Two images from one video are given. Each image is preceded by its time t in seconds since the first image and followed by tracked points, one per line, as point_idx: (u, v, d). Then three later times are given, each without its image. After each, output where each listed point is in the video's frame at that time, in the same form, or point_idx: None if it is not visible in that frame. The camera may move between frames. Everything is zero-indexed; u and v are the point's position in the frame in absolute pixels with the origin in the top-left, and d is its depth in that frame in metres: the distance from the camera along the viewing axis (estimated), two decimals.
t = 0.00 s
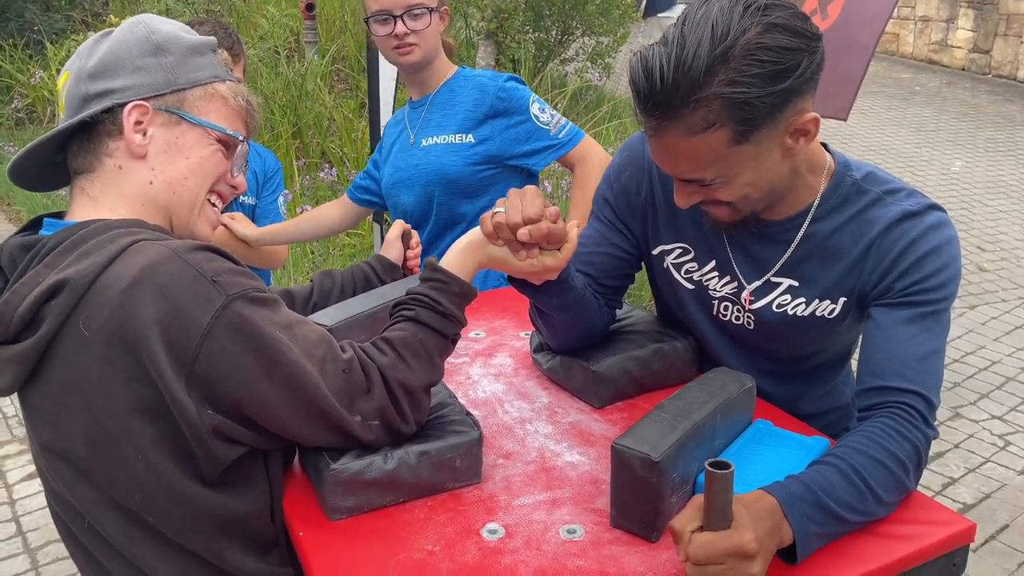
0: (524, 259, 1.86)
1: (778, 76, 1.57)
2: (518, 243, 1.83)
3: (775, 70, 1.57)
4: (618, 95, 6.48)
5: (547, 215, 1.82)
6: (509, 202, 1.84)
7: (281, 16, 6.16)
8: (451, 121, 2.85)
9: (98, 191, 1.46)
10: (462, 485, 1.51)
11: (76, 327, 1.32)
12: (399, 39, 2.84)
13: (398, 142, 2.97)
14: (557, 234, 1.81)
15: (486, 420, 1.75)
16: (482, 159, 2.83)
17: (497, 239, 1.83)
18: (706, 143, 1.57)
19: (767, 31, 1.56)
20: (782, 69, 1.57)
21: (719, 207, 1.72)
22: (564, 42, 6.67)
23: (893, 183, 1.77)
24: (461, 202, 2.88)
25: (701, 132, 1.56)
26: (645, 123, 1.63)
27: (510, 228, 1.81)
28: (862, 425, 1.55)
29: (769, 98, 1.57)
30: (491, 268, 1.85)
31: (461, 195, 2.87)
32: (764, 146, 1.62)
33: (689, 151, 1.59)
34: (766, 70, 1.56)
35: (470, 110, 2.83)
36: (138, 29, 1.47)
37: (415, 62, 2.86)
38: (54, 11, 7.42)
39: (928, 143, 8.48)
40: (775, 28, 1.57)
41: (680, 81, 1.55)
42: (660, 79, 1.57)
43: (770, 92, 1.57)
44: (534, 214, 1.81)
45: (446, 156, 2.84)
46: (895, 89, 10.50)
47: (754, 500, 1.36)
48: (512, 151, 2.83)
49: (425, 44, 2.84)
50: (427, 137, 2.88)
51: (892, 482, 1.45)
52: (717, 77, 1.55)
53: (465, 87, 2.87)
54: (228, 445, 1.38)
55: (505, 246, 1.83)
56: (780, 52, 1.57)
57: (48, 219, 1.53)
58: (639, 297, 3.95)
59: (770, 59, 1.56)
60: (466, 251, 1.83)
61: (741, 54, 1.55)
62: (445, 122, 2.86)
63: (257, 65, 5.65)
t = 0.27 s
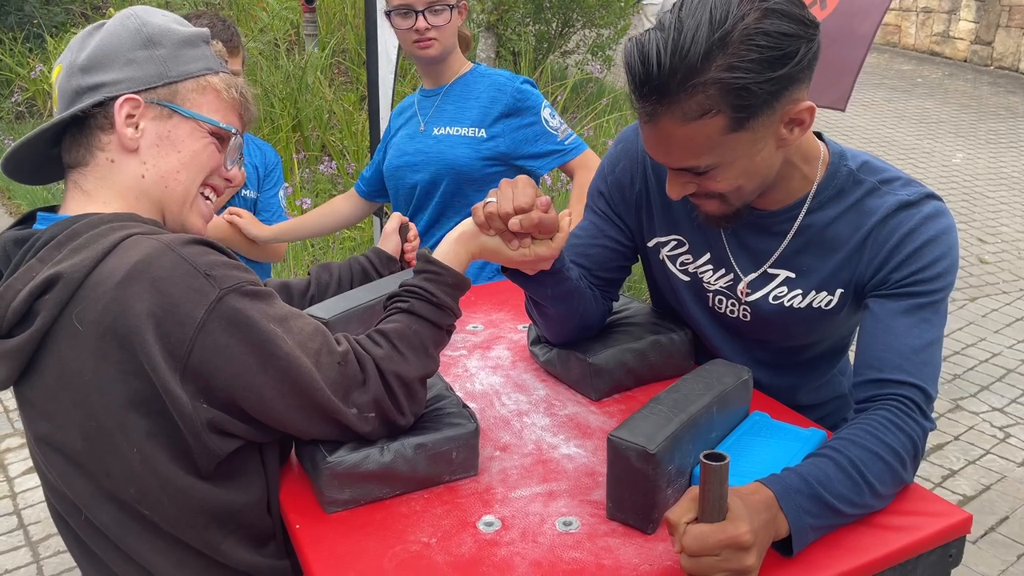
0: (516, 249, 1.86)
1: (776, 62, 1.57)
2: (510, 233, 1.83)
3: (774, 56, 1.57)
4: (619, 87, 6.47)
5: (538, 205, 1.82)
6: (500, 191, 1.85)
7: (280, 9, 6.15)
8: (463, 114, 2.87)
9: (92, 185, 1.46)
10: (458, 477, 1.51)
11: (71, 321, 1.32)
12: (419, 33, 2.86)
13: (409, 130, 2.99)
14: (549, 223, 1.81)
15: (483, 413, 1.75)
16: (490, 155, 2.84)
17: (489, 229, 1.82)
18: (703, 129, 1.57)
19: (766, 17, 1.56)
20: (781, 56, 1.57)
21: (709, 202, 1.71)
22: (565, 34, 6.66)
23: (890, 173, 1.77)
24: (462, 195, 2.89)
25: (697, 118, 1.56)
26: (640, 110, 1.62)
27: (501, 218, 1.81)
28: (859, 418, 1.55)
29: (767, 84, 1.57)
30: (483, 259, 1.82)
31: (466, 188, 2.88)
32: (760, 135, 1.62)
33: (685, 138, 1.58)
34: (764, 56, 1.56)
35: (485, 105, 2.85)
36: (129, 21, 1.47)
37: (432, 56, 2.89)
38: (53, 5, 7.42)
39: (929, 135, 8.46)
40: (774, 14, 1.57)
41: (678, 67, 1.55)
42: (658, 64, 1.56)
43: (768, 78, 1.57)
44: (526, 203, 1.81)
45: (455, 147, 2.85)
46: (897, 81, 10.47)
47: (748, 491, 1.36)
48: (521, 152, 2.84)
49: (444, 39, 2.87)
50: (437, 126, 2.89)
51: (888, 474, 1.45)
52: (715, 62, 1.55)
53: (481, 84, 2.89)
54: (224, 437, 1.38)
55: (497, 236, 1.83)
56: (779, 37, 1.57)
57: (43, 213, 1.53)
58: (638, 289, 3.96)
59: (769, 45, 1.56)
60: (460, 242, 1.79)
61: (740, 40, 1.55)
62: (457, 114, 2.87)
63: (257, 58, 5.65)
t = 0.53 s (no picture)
0: (510, 239, 1.84)
1: (783, 49, 1.58)
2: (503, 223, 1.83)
3: (781, 42, 1.57)
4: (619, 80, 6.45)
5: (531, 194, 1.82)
6: (493, 181, 1.85)
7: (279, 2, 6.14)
8: (467, 104, 2.89)
9: (87, 178, 1.46)
10: (457, 470, 1.51)
11: (67, 315, 1.32)
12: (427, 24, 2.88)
13: (412, 119, 3.01)
14: (541, 212, 1.80)
15: (482, 406, 1.75)
16: (489, 146, 2.87)
17: (482, 219, 1.82)
18: (705, 112, 1.57)
19: (777, 2, 1.56)
20: (789, 43, 1.58)
21: (705, 191, 1.71)
22: (565, 27, 6.64)
23: (889, 165, 1.76)
24: (462, 185, 2.91)
25: (701, 101, 1.56)
26: (642, 91, 1.62)
27: (494, 207, 1.81)
28: (859, 411, 1.55)
29: (773, 70, 1.57)
30: (478, 250, 1.83)
31: (464, 178, 2.90)
32: (760, 124, 1.62)
33: (686, 121, 1.58)
34: (772, 41, 1.56)
35: (488, 97, 2.88)
36: (121, 13, 1.46)
37: (439, 47, 2.91)
38: None
39: (931, 127, 8.45)
40: None
41: (684, 47, 1.55)
42: (664, 44, 1.56)
43: (774, 64, 1.57)
44: (517, 193, 1.80)
45: (456, 137, 2.87)
46: (899, 74, 10.45)
47: (747, 485, 1.36)
48: (521, 146, 2.87)
49: (452, 30, 2.90)
50: (441, 116, 2.92)
51: (887, 468, 1.44)
52: (722, 45, 1.55)
53: (485, 76, 2.92)
54: (222, 431, 1.38)
55: (490, 226, 1.83)
56: (788, 24, 1.57)
57: (39, 206, 1.53)
58: (638, 282, 3.96)
59: (778, 30, 1.56)
60: (454, 234, 1.80)
61: (750, 23, 1.55)
62: (461, 104, 2.90)
63: (256, 52, 5.64)
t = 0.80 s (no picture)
0: (506, 231, 1.84)
1: (786, 40, 1.59)
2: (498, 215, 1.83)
3: (783, 33, 1.59)
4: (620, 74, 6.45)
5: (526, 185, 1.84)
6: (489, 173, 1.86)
7: None
8: (471, 101, 2.95)
9: (87, 173, 1.47)
10: (457, 464, 1.52)
11: (68, 310, 1.32)
12: (429, 25, 2.96)
13: (417, 116, 3.07)
14: (535, 203, 1.81)
15: (482, 400, 1.76)
16: (494, 141, 2.92)
17: (477, 211, 1.83)
18: (706, 100, 1.57)
19: None
20: (791, 34, 1.59)
21: (705, 180, 1.70)
22: (566, 21, 6.64)
23: (888, 159, 1.76)
24: (466, 180, 2.96)
25: (703, 90, 1.57)
26: (643, 79, 1.62)
27: (489, 199, 1.82)
28: (858, 405, 1.55)
29: (774, 61, 1.58)
30: (474, 242, 1.83)
31: (470, 173, 2.95)
32: (760, 116, 1.63)
33: (687, 109, 1.58)
34: (775, 31, 1.58)
35: (492, 94, 2.93)
36: (117, 6, 1.46)
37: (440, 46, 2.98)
38: None
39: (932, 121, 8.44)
40: None
41: (687, 35, 1.56)
42: (667, 31, 1.57)
43: (776, 55, 1.58)
44: (512, 183, 1.82)
45: (461, 133, 2.93)
46: (900, 68, 10.43)
47: (746, 478, 1.37)
48: (524, 142, 2.92)
49: (453, 30, 2.97)
50: (446, 112, 2.97)
51: (886, 462, 1.45)
52: (725, 34, 1.56)
53: (489, 73, 2.97)
54: (222, 425, 1.39)
55: (486, 218, 1.83)
56: (791, 15, 1.59)
57: (40, 201, 1.53)
58: (639, 277, 3.96)
59: (780, 21, 1.58)
60: (450, 228, 1.80)
61: (753, 13, 1.56)
62: (465, 101, 2.95)
63: (257, 46, 5.64)
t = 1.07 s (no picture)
0: (505, 226, 1.84)
1: (780, 39, 1.58)
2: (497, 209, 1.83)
3: (778, 33, 1.57)
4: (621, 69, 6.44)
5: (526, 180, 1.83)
6: (488, 168, 1.86)
7: None
8: (474, 97, 2.95)
9: (88, 168, 1.47)
10: (458, 459, 1.52)
11: (71, 304, 1.33)
12: (433, 22, 2.96)
13: (421, 113, 3.07)
14: (534, 198, 1.80)
15: (482, 395, 1.76)
16: (497, 137, 2.93)
17: (476, 205, 1.83)
18: (701, 101, 1.57)
19: None
20: (786, 33, 1.57)
21: (706, 175, 1.71)
22: (567, 15, 6.63)
23: (888, 154, 1.76)
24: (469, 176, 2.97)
25: (697, 90, 1.56)
26: (639, 78, 1.62)
27: (487, 193, 1.81)
28: (857, 399, 1.56)
29: (769, 61, 1.57)
30: (473, 238, 1.83)
31: (473, 169, 2.96)
32: (757, 114, 1.62)
33: (681, 109, 1.58)
34: (769, 31, 1.56)
35: (496, 90, 2.94)
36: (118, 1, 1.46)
37: (443, 43, 2.99)
38: None
39: (933, 116, 8.43)
40: None
41: (681, 36, 1.55)
42: (661, 32, 1.56)
43: (770, 55, 1.57)
44: (511, 178, 1.81)
45: (465, 129, 2.94)
46: (901, 62, 10.41)
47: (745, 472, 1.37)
48: (526, 137, 2.91)
49: (456, 27, 2.98)
50: (450, 109, 2.98)
51: (885, 456, 1.45)
52: (719, 35, 1.55)
53: (493, 69, 2.98)
54: (224, 420, 1.39)
55: (484, 212, 1.83)
56: (785, 14, 1.57)
57: (41, 195, 1.54)
58: (639, 272, 3.96)
59: (775, 20, 1.56)
60: (449, 222, 1.81)
61: (746, 13, 1.54)
62: (469, 98, 2.96)
63: (257, 41, 5.64)
